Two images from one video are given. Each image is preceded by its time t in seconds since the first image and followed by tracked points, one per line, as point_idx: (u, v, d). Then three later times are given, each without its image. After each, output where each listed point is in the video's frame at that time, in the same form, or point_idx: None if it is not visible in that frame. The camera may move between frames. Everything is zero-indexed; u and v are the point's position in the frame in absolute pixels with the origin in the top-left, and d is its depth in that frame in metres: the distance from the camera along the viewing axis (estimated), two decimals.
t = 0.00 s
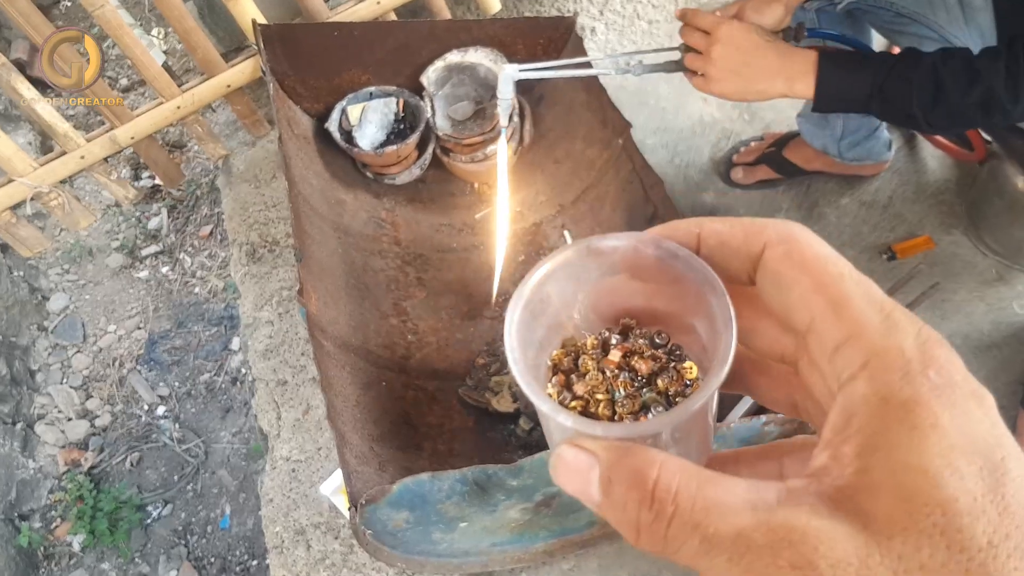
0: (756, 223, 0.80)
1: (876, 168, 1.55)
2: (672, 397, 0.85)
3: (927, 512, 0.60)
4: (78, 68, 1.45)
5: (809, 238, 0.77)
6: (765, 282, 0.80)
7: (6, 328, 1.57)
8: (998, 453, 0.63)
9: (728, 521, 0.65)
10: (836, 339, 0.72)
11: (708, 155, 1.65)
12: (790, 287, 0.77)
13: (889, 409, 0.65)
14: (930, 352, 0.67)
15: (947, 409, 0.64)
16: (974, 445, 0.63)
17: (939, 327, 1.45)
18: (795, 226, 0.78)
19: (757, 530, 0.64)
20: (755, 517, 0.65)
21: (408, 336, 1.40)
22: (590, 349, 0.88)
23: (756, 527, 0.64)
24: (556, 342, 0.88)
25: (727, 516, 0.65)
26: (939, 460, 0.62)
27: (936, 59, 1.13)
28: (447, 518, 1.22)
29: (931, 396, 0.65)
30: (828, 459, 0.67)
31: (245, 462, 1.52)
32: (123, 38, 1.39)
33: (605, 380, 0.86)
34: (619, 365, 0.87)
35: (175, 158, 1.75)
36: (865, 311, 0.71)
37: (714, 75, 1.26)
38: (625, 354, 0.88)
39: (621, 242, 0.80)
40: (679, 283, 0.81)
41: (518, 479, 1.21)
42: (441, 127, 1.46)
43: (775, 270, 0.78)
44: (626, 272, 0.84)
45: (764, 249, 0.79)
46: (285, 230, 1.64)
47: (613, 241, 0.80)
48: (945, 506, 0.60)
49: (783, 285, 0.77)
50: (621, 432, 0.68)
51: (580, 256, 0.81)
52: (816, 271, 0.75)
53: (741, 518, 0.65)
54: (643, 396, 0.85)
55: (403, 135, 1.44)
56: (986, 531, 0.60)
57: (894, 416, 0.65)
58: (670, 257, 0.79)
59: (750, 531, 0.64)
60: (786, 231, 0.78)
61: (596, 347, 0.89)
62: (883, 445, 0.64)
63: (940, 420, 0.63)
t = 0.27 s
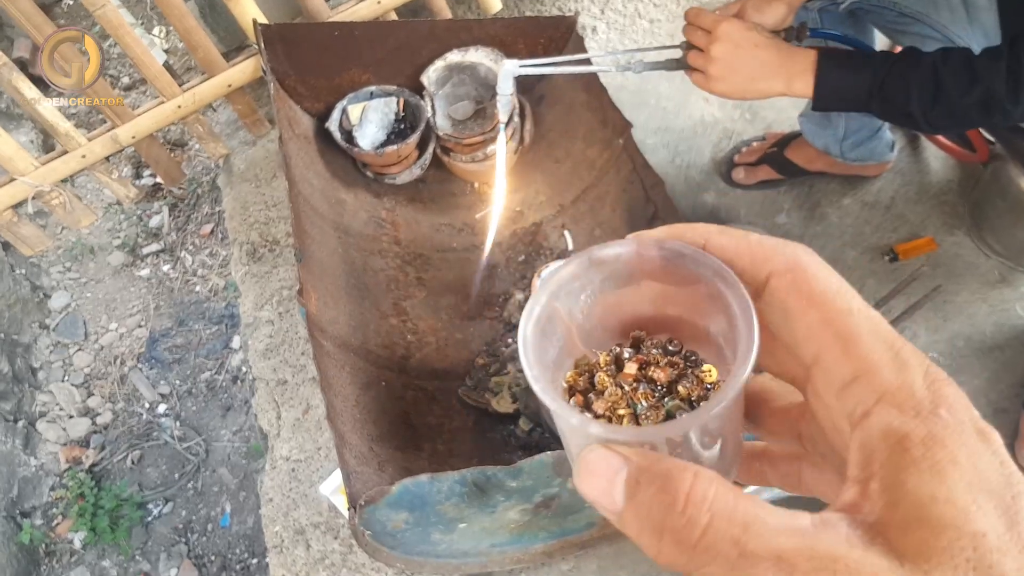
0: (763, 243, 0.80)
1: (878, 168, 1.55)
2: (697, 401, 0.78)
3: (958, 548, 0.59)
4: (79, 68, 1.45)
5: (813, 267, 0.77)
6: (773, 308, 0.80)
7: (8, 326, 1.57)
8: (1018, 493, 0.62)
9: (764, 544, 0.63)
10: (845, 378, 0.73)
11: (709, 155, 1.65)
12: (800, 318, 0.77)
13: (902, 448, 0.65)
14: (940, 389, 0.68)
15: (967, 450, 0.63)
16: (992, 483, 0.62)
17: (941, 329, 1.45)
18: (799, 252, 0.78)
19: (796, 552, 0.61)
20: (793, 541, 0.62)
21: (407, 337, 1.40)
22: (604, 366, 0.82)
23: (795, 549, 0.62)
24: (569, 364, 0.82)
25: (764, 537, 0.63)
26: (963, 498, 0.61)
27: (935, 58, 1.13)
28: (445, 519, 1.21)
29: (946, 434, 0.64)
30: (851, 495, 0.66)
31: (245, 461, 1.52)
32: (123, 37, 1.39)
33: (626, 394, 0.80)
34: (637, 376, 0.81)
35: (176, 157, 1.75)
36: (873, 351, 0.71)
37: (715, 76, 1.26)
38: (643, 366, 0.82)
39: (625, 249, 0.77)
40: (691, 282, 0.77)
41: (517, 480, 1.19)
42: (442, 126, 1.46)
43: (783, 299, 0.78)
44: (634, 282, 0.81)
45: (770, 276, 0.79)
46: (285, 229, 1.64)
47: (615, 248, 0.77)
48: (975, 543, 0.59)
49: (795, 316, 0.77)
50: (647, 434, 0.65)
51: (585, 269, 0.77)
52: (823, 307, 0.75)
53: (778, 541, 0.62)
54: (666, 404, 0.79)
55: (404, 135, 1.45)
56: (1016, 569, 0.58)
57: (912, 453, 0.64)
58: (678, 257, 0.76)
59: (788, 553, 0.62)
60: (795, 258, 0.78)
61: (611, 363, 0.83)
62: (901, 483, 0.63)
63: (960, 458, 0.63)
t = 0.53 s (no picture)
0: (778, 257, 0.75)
1: (879, 168, 1.55)
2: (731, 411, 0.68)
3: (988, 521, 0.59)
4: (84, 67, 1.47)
5: (819, 271, 0.73)
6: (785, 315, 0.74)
7: (12, 322, 1.58)
8: None
9: (822, 503, 0.57)
10: (855, 372, 0.69)
11: (710, 154, 1.65)
12: (808, 319, 0.72)
13: (931, 432, 0.63)
14: (950, 386, 0.66)
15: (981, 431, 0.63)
16: (1004, 470, 0.63)
17: (941, 328, 1.45)
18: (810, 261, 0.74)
19: (862, 513, 0.57)
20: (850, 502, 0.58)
21: (409, 335, 1.40)
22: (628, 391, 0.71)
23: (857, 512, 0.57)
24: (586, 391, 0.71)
25: (821, 499, 0.57)
26: (984, 479, 0.60)
27: (937, 59, 1.13)
28: (446, 516, 1.22)
29: (963, 421, 0.63)
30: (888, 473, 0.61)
31: (247, 457, 1.53)
32: (129, 36, 1.40)
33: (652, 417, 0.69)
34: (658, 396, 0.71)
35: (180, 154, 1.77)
36: (884, 343, 0.69)
37: (716, 77, 1.26)
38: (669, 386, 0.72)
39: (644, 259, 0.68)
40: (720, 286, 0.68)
41: (516, 477, 1.20)
42: (444, 125, 1.46)
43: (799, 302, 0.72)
44: (654, 295, 0.71)
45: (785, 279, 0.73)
46: (288, 226, 1.65)
47: (632, 257, 0.67)
48: (996, 525, 0.59)
49: (801, 320, 0.72)
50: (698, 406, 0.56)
51: (604, 282, 0.67)
52: (841, 307, 0.71)
53: (837, 499, 0.57)
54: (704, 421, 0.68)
55: (407, 133, 1.46)
56: None
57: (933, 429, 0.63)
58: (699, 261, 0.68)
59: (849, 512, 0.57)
60: (812, 268, 0.73)
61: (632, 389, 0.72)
62: (931, 461, 0.61)
63: (980, 442, 0.62)
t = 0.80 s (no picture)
0: (784, 266, 0.73)
1: (880, 169, 1.56)
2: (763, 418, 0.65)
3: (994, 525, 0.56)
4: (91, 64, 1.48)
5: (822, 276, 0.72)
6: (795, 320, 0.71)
7: (17, 316, 1.59)
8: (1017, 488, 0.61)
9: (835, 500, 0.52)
10: (855, 371, 0.67)
11: (713, 155, 1.66)
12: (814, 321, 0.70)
13: (934, 430, 0.60)
14: (948, 391, 0.64)
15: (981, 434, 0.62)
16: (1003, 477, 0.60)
17: (941, 329, 1.46)
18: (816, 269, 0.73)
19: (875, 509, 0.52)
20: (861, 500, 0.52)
21: (412, 332, 1.40)
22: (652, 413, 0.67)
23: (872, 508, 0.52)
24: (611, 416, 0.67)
25: (836, 493, 0.52)
26: (985, 480, 0.58)
27: (941, 61, 1.14)
28: (448, 512, 1.23)
29: (963, 425, 0.61)
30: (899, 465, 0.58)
31: (250, 453, 1.54)
32: (136, 32, 1.41)
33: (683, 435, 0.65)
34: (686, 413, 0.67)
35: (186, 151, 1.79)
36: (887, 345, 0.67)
37: (720, 77, 1.27)
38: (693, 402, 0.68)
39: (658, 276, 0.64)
40: (741, 296, 0.64)
41: (518, 474, 1.20)
42: (449, 124, 1.46)
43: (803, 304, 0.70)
44: (670, 310, 0.67)
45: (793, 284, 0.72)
46: (292, 223, 1.66)
47: (649, 272, 0.63)
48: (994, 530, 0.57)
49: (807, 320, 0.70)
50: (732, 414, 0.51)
51: (621, 302, 0.63)
52: (848, 310, 0.69)
53: (848, 497, 0.52)
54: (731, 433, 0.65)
55: (411, 131, 1.48)
56: None
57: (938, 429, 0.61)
58: (714, 271, 0.64)
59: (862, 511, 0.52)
60: (822, 279, 0.71)
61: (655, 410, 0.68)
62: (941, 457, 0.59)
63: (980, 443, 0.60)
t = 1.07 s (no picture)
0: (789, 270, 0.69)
1: (881, 171, 1.56)
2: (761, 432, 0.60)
3: (933, 545, 0.54)
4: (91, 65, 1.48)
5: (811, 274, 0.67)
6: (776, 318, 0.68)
7: (19, 319, 1.58)
8: (979, 489, 0.59)
9: (749, 558, 0.51)
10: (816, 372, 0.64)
11: (715, 157, 1.67)
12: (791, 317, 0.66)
13: (885, 438, 0.58)
14: (914, 392, 0.61)
15: (939, 437, 0.59)
16: (960, 481, 0.58)
17: (942, 330, 1.46)
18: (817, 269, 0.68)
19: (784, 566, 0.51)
20: (779, 551, 0.51)
21: (415, 334, 1.40)
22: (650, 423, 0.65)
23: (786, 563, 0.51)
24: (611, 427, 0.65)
25: (751, 552, 0.51)
26: (933, 494, 0.56)
27: (941, 62, 1.15)
28: (451, 513, 1.22)
29: (919, 431, 0.59)
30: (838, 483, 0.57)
31: (253, 456, 1.54)
32: (138, 35, 1.41)
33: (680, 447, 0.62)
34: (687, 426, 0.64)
35: (189, 154, 1.79)
36: (857, 341, 0.64)
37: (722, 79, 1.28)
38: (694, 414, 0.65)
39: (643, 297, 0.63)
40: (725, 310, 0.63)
41: (521, 476, 1.19)
42: (452, 126, 1.47)
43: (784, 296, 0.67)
44: (661, 324, 0.66)
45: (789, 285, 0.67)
46: (295, 225, 1.66)
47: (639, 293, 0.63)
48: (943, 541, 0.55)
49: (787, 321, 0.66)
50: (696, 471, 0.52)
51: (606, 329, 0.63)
52: (826, 306, 0.65)
53: (766, 553, 0.51)
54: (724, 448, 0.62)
55: (414, 133, 1.49)
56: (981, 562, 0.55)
57: (888, 438, 0.58)
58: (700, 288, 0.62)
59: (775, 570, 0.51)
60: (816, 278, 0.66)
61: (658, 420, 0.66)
62: (884, 473, 0.57)
63: (932, 453, 0.58)
